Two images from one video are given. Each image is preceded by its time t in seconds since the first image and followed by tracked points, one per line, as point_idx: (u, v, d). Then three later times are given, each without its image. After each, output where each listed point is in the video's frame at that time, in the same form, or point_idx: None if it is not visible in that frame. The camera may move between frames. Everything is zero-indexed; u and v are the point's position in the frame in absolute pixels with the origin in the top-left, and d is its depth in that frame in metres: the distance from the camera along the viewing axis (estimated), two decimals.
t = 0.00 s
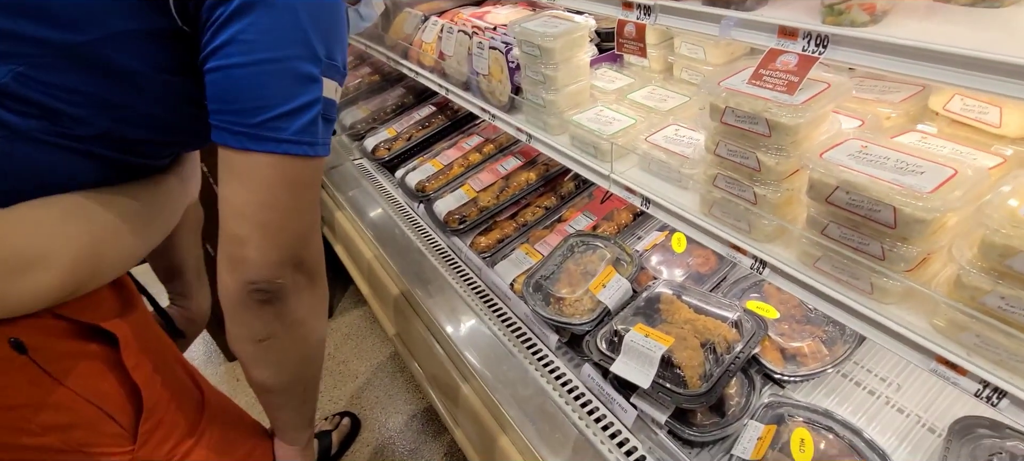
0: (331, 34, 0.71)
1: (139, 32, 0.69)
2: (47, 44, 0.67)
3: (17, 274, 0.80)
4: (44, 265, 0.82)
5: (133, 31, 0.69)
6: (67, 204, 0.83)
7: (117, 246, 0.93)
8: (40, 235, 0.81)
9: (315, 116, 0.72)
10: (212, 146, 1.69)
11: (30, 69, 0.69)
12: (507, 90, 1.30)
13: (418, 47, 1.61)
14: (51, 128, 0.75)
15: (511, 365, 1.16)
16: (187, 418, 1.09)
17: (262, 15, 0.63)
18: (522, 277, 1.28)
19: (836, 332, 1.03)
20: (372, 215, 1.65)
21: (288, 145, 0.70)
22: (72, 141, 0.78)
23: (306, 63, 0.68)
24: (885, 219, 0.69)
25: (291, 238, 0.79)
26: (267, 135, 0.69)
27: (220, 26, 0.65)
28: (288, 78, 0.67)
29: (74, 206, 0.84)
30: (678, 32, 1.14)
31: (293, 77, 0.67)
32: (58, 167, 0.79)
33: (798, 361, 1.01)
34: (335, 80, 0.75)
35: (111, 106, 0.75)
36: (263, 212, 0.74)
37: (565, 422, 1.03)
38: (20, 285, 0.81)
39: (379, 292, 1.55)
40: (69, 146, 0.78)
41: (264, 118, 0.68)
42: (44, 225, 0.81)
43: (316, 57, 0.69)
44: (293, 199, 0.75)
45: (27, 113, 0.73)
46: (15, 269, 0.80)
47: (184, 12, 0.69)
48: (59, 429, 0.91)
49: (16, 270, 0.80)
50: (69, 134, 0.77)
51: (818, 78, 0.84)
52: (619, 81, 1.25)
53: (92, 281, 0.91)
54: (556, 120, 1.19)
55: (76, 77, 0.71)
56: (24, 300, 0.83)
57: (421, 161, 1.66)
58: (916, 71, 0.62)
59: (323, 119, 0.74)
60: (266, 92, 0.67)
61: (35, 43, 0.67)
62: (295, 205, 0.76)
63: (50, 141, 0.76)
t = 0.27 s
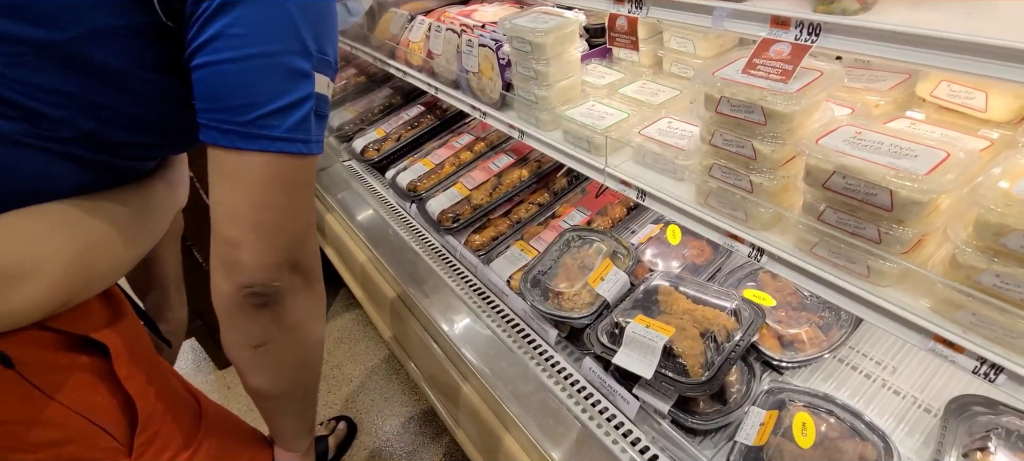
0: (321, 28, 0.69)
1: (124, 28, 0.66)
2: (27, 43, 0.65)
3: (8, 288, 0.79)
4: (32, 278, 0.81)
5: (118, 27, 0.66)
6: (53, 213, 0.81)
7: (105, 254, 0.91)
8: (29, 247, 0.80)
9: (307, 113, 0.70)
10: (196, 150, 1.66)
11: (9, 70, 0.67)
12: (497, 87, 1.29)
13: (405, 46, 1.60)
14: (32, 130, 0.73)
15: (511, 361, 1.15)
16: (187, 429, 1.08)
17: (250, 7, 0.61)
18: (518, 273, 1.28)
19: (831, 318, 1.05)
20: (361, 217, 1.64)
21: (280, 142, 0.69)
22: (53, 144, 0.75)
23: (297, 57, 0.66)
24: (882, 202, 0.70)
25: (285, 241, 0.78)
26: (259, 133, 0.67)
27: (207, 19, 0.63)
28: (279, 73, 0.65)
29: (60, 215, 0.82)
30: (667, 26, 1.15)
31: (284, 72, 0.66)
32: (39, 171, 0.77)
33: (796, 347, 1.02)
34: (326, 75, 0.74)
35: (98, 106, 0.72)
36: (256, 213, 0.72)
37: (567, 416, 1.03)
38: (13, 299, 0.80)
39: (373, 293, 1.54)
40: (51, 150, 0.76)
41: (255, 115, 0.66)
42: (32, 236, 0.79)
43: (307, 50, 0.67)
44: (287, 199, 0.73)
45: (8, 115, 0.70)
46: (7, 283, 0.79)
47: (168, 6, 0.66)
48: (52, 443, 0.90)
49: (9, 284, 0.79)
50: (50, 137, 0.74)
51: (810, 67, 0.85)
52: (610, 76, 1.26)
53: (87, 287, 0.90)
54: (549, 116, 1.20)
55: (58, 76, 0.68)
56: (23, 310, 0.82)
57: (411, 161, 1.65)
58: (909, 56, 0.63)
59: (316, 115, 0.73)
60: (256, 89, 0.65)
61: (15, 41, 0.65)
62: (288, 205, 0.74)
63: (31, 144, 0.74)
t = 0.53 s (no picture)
0: (312, 27, 0.69)
1: (107, 30, 0.65)
2: (11, 45, 0.64)
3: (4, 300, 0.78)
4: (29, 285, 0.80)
5: (103, 29, 0.65)
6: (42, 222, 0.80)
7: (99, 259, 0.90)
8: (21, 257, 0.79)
9: (300, 113, 0.70)
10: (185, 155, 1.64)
11: None
12: (490, 86, 1.30)
13: (396, 47, 1.60)
14: (21, 135, 0.72)
15: (511, 357, 1.16)
16: (185, 435, 1.07)
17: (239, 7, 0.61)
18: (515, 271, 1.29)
19: (824, 306, 1.07)
20: (354, 219, 1.63)
21: (274, 144, 0.68)
22: (43, 149, 0.74)
23: (289, 57, 0.66)
24: (874, 189, 0.72)
25: (278, 245, 0.78)
26: (252, 135, 0.67)
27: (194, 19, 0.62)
28: (270, 73, 0.65)
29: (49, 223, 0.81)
30: (658, 23, 1.17)
31: (275, 73, 0.65)
32: (29, 177, 0.75)
33: (791, 335, 1.04)
34: (318, 75, 0.74)
35: (80, 108, 0.71)
36: (251, 216, 0.72)
37: (569, 409, 1.05)
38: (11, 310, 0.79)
39: (370, 295, 1.54)
40: (40, 155, 0.75)
41: (247, 117, 0.66)
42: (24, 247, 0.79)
43: (298, 50, 0.67)
44: (282, 201, 0.73)
45: None
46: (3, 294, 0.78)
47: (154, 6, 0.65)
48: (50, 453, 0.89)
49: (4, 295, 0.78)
50: (39, 142, 0.73)
51: (801, 59, 0.87)
52: (601, 73, 1.28)
53: (83, 294, 0.89)
54: (542, 113, 1.21)
55: (47, 79, 0.68)
56: (20, 321, 0.81)
57: (404, 161, 1.66)
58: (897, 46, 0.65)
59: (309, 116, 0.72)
60: (248, 90, 0.64)
61: None
62: (283, 208, 0.74)
63: (20, 149, 0.73)
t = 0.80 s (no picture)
0: (308, 31, 0.70)
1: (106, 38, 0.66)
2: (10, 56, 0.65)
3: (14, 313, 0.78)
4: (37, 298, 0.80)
5: (101, 38, 0.66)
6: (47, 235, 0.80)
7: (102, 272, 0.91)
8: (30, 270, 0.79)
9: (298, 118, 0.71)
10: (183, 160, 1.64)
11: None
12: (487, 87, 1.32)
13: (391, 50, 1.61)
14: (22, 147, 0.72)
15: (513, 355, 1.18)
16: (189, 441, 1.07)
17: (236, 14, 0.62)
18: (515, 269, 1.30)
19: (819, 298, 1.10)
20: (353, 222, 1.65)
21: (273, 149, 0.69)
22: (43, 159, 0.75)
23: (286, 62, 0.67)
24: (866, 182, 0.74)
25: (280, 250, 0.79)
26: (252, 140, 0.68)
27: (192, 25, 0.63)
28: (269, 78, 0.66)
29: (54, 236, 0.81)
30: (651, 24, 1.20)
31: (274, 78, 0.66)
32: (30, 185, 0.76)
33: (788, 327, 1.06)
34: (315, 79, 0.75)
35: (75, 116, 0.72)
36: (253, 221, 0.73)
37: (573, 405, 1.07)
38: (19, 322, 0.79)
39: (371, 297, 1.55)
40: (40, 165, 0.75)
41: (247, 123, 0.67)
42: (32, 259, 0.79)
43: (294, 55, 0.68)
44: (281, 207, 0.74)
45: None
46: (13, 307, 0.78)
47: (151, 13, 0.66)
48: None
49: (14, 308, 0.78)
50: (39, 153, 0.74)
51: (792, 58, 0.90)
52: (597, 73, 1.30)
53: (89, 305, 0.90)
54: (540, 114, 1.23)
55: (46, 89, 0.68)
56: (30, 333, 0.81)
57: (402, 164, 1.67)
58: (885, 44, 0.67)
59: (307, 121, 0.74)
60: (247, 96, 0.66)
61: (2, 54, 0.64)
62: (284, 213, 0.75)
63: (20, 160, 0.73)
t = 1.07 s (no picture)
0: (310, 35, 0.70)
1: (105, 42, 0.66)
2: (10, 61, 0.65)
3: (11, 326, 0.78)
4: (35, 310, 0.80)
5: (100, 42, 0.66)
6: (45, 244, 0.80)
7: (101, 280, 0.91)
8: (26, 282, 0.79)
9: (301, 122, 0.71)
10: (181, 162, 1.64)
11: None
12: (487, 89, 1.32)
13: (390, 52, 1.62)
14: (19, 153, 0.72)
15: (514, 356, 1.19)
16: (196, 446, 1.05)
17: (239, 19, 0.62)
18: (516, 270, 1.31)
19: (818, 297, 1.11)
20: (353, 223, 1.65)
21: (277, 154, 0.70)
22: (41, 166, 0.75)
23: (290, 66, 0.67)
24: (864, 183, 0.75)
25: (283, 257, 0.78)
26: (255, 145, 0.68)
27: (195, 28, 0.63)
28: (272, 82, 0.66)
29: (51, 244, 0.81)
30: (650, 26, 1.21)
31: (277, 82, 0.67)
32: (29, 191, 0.76)
33: (787, 327, 1.07)
34: (317, 83, 0.75)
35: (76, 122, 0.72)
36: (256, 226, 0.73)
37: (574, 404, 1.07)
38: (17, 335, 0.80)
39: (371, 298, 1.56)
40: (37, 172, 0.75)
41: (250, 127, 0.67)
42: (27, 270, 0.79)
43: (297, 58, 0.68)
44: (285, 212, 0.74)
45: None
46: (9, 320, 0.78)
47: (153, 17, 0.65)
48: None
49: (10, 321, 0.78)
50: (37, 160, 0.74)
51: (791, 60, 0.91)
52: (596, 75, 1.30)
53: (87, 315, 0.90)
54: (540, 115, 1.24)
55: (46, 94, 0.68)
56: (27, 345, 0.81)
57: (401, 165, 1.67)
58: (882, 47, 0.68)
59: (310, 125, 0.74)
60: (250, 100, 0.66)
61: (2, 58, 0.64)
62: (289, 218, 0.75)
63: (17, 167, 0.73)
